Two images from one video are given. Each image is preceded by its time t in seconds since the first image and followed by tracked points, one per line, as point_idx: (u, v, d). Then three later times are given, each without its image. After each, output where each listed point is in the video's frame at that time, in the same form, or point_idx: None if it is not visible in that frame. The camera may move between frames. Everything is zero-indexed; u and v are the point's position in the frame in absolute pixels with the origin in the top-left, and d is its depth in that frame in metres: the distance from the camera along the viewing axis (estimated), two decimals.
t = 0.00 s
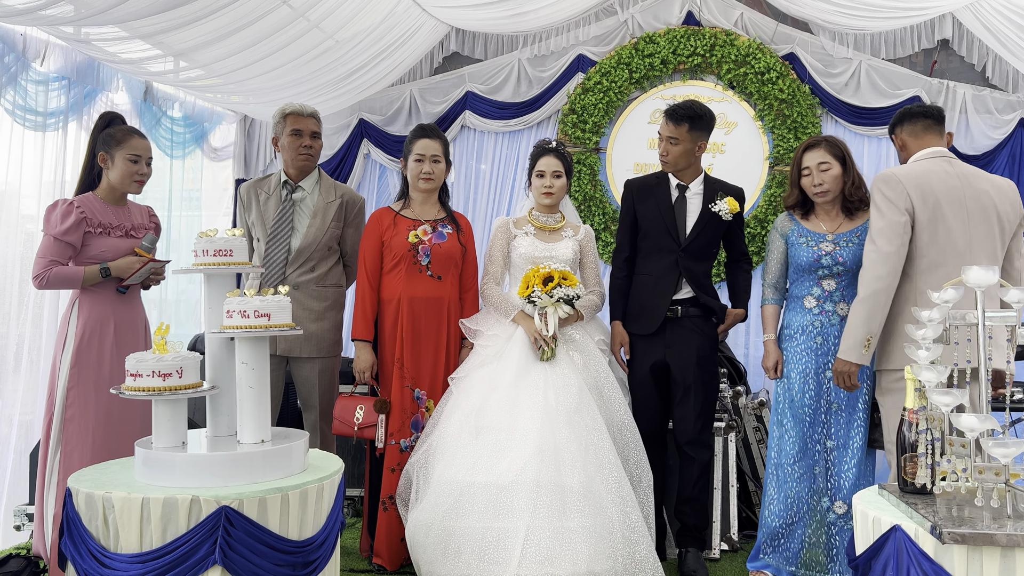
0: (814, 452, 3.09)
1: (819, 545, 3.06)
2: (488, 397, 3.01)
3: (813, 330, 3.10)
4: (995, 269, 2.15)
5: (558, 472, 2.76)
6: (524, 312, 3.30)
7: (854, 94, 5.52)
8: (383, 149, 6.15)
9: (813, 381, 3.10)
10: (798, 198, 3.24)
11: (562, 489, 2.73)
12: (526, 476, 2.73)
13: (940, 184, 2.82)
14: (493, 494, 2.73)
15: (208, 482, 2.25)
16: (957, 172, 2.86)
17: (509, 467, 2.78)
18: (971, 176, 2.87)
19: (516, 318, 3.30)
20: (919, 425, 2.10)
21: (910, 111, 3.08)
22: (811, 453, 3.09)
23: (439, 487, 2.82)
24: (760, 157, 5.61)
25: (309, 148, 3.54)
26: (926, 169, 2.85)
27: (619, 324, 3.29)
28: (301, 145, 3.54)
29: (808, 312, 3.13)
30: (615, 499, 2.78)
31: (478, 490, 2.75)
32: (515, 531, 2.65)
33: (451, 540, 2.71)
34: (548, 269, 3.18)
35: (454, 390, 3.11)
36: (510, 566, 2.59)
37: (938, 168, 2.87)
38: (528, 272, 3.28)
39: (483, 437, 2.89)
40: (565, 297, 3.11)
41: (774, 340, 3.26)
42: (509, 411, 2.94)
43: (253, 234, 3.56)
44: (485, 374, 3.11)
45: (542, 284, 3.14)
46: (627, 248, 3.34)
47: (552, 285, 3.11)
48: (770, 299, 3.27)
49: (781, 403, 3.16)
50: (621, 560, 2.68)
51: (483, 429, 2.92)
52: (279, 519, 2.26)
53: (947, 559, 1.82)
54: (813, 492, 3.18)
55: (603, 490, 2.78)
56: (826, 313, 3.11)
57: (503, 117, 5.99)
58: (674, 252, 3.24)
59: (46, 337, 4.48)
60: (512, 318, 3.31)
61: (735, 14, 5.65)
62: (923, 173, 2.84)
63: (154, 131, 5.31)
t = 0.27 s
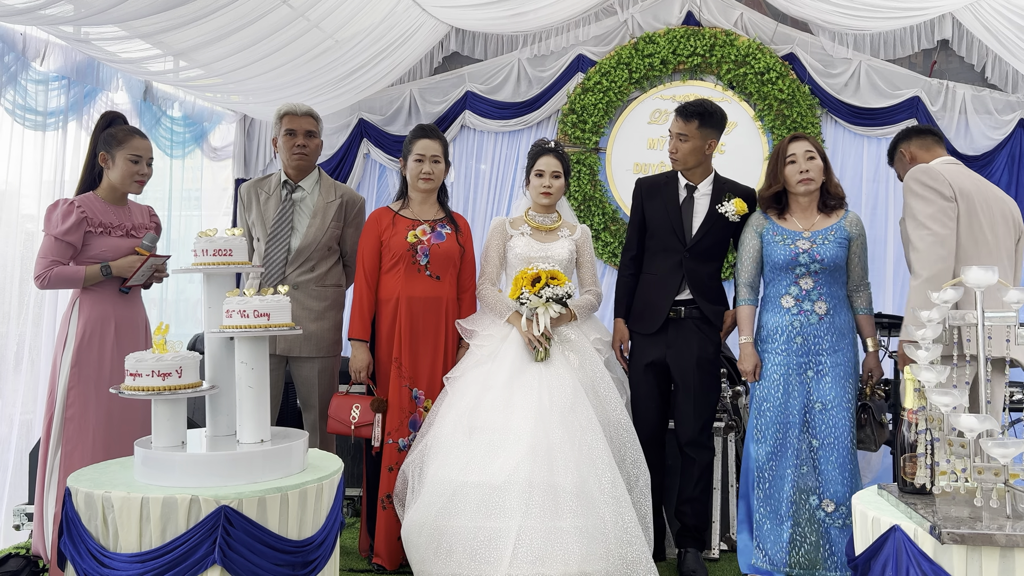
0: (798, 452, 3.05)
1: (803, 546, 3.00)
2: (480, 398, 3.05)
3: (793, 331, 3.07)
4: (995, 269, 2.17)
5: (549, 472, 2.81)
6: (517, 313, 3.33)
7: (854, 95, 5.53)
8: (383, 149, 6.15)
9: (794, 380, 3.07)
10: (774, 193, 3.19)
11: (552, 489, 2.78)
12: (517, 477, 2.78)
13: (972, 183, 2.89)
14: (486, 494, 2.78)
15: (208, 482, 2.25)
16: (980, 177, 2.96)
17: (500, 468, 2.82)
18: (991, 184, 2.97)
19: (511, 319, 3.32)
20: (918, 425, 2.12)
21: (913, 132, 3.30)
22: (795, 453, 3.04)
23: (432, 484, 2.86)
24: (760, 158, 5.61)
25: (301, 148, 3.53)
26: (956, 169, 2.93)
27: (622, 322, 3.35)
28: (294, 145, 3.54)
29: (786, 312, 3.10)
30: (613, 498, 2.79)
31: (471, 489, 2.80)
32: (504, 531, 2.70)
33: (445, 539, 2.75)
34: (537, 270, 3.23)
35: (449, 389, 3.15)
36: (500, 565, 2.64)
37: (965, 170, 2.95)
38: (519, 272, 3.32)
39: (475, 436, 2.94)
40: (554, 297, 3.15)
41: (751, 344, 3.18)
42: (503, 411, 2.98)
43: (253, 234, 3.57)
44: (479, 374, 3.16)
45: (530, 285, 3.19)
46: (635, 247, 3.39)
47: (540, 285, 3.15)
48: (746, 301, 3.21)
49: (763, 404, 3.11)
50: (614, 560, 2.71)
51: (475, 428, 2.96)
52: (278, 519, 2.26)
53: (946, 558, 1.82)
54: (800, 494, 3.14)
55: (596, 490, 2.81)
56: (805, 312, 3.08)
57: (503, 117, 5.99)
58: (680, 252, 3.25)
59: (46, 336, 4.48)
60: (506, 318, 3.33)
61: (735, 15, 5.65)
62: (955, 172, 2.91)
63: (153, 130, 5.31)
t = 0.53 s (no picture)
0: (791, 450, 3.12)
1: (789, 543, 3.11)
2: (480, 397, 3.07)
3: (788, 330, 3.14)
4: (995, 268, 2.16)
5: (549, 471, 2.82)
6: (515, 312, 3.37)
7: (854, 94, 5.52)
8: (383, 148, 6.16)
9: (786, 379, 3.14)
10: (762, 190, 3.24)
11: (553, 488, 2.79)
12: (517, 476, 2.80)
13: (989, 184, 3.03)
14: (484, 494, 2.79)
15: (209, 481, 2.25)
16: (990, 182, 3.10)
17: (499, 467, 2.84)
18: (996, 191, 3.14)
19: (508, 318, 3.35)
20: (919, 424, 2.11)
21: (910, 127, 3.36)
22: (786, 451, 3.13)
23: (432, 484, 2.86)
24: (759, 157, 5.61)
25: (298, 147, 3.52)
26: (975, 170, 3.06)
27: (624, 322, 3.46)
28: (291, 144, 3.53)
29: (779, 311, 3.17)
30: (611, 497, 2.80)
31: (469, 489, 2.81)
32: (505, 529, 2.71)
33: (445, 538, 2.76)
34: (535, 270, 3.28)
35: (450, 388, 3.17)
36: (499, 564, 2.65)
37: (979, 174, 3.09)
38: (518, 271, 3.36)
39: (473, 436, 2.96)
40: (553, 296, 3.21)
41: (745, 345, 3.20)
42: (501, 411, 3.01)
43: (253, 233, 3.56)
44: (479, 374, 3.19)
45: (529, 285, 3.23)
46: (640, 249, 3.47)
47: (539, 285, 3.20)
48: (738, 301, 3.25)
49: (757, 403, 3.18)
50: (614, 559, 2.73)
51: (475, 428, 2.98)
52: (278, 518, 2.26)
53: (946, 558, 1.82)
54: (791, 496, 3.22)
55: (594, 489, 2.82)
56: (798, 312, 3.15)
57: (502, 116, 5.99)
58: (682, 255, 3.32)
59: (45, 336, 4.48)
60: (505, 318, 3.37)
61: (735, 14, 5.65)
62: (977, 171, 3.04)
63: (152, 130, 5.30)
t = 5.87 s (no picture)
0: (706, 419, 3.35)
1: (702, 506, 3.32)
2: (414, 384, 3.26)
3: (699, 306, 3.38)
4: (842, 244, 2.20)
5: (476, 447, 3.03)
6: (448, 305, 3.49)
7: (789, 75, 5.83)
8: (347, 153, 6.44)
9: (700, 352, 3.36)
10: (686, 177, 3.50)
11: (481, 463, 3.00)
12: (445, 453, 2.99)
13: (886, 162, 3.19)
14: (416, 469, 2.99)
15: (144, 472, 2.50)
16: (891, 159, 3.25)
17: (429, 446, 3.03)
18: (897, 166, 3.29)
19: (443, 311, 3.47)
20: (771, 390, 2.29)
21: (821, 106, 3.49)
22: (701, 419, 3.35)
23: (371, 465, 3.08)
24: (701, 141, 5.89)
25: (239, 162, 3.77)
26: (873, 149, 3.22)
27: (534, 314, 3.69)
28: (232, 160, 3.79)
29: (692, 289, 3.41)
30: (529, 470, 3.05)
31: (402, 466, 3.01)
32: (431, 502, 2.93)
33: (381, 513, 2.97)
34: (462, 264, 3.44)
35: (390, 376, 3.36)
36: (427, 535, 2.89)
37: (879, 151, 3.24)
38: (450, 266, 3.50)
39: (407, 419, 3.15)
40: (478, 289, 3.36)
41: (663, 322, 3.50)
42: (433, 395, 3.20)
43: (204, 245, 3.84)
44: (415, 363, 3.36)
45: (455, 279, 3.40)
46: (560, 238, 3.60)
47: (463, 278, 3.37)
48: (660, 282, 3.54)
49: (675, 375, 3.43)
50: (534, 525, 2.98)
51: (409, 412, 3.17)
52: (209, 502, 2.52)
53: (779, 505, 2.03)
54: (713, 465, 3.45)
55: (516, 462, 3.04)
56: (709, 289, 3.39)
57: (457, 115, 6.30)
58: (598, 243, 3.56)
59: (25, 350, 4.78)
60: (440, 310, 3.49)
61: (672, 5, 5.92)
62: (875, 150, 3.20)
63: (121, 148, 5.67)
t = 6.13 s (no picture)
0: (706, 425, 3.34)
1: (702, 512, 3.31)
2: (410, 388, 3.26)
3: (697, 312, 3.37)
4: (843, 248, 2.20)
5: (472, 453, 3.01)
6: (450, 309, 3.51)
7: (789, 80, 5.82)
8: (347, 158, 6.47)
9: (698, 357, 3.36)
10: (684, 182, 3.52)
11: (475, 469, 2.99)
12: (440, 458, 2.98)
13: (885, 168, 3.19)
14: (410, 474, 2.99)
15: (144, 478, 2.50)
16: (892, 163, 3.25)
17: (425, 450, 3.02)
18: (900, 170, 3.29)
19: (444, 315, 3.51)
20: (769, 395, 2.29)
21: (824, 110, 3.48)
22: (700, 424, 3.34)
23: (366, 469, 3.07)
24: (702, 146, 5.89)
25: (240, 167, 3.77)
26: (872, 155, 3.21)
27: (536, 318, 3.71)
28: (233, 165, 3.79)
29: (690, 295, 3.41)
30: (529, 476, 3.03)
31: (396, 470, 3.00)
32: (425, 507, 2.92)
33: (374, 517, 2.95)
34: (462, 269, 3.41)
35: (389, 379, 3.36)
36: (418, 540, 2.87)
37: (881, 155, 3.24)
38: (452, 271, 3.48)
39: (400, 424, 3.15)
40: (479, 294, 3.33)
41: (661, 327, 3.50)
42: (429, 400, 3.19)
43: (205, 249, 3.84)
44: (411, 366, 3.38)
45: (456, 284, 3.36)
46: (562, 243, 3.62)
47: (463, 283, 3.34)
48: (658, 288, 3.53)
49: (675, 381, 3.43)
50: (535, 531, 2.96)
51: (402, 415, 3.18)
52: (208, 508, 2.51)
53: (781, 509, 2.03)
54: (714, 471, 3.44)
55: (514, 468, 3.03)
56: (707, 295, 3.38)
57: (457, 120, 6.31)
58: (599, 248, 3.56)
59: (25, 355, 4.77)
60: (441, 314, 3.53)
61: (672, 10, 5.94)
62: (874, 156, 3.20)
63: (122, 154, 5.69)
